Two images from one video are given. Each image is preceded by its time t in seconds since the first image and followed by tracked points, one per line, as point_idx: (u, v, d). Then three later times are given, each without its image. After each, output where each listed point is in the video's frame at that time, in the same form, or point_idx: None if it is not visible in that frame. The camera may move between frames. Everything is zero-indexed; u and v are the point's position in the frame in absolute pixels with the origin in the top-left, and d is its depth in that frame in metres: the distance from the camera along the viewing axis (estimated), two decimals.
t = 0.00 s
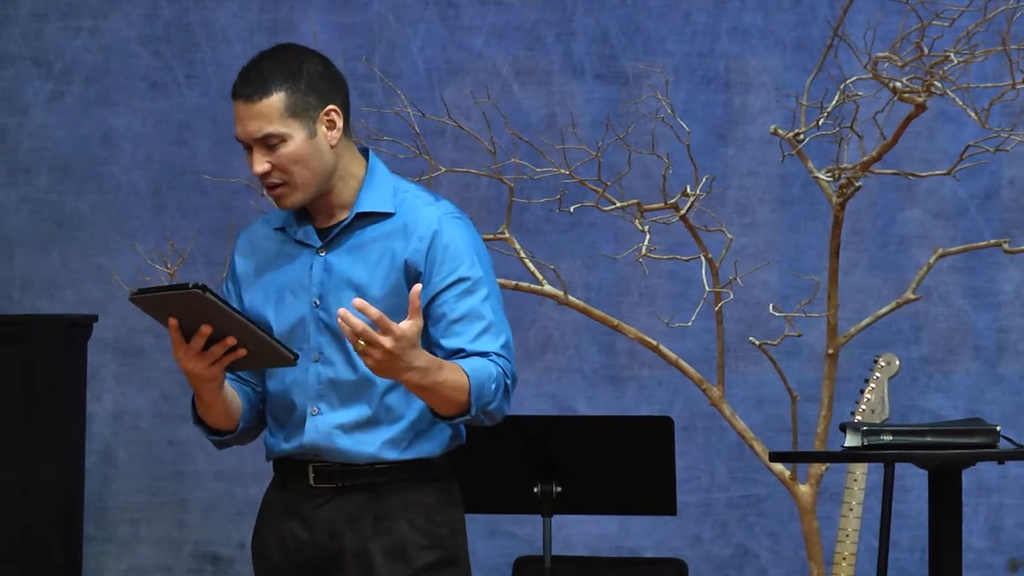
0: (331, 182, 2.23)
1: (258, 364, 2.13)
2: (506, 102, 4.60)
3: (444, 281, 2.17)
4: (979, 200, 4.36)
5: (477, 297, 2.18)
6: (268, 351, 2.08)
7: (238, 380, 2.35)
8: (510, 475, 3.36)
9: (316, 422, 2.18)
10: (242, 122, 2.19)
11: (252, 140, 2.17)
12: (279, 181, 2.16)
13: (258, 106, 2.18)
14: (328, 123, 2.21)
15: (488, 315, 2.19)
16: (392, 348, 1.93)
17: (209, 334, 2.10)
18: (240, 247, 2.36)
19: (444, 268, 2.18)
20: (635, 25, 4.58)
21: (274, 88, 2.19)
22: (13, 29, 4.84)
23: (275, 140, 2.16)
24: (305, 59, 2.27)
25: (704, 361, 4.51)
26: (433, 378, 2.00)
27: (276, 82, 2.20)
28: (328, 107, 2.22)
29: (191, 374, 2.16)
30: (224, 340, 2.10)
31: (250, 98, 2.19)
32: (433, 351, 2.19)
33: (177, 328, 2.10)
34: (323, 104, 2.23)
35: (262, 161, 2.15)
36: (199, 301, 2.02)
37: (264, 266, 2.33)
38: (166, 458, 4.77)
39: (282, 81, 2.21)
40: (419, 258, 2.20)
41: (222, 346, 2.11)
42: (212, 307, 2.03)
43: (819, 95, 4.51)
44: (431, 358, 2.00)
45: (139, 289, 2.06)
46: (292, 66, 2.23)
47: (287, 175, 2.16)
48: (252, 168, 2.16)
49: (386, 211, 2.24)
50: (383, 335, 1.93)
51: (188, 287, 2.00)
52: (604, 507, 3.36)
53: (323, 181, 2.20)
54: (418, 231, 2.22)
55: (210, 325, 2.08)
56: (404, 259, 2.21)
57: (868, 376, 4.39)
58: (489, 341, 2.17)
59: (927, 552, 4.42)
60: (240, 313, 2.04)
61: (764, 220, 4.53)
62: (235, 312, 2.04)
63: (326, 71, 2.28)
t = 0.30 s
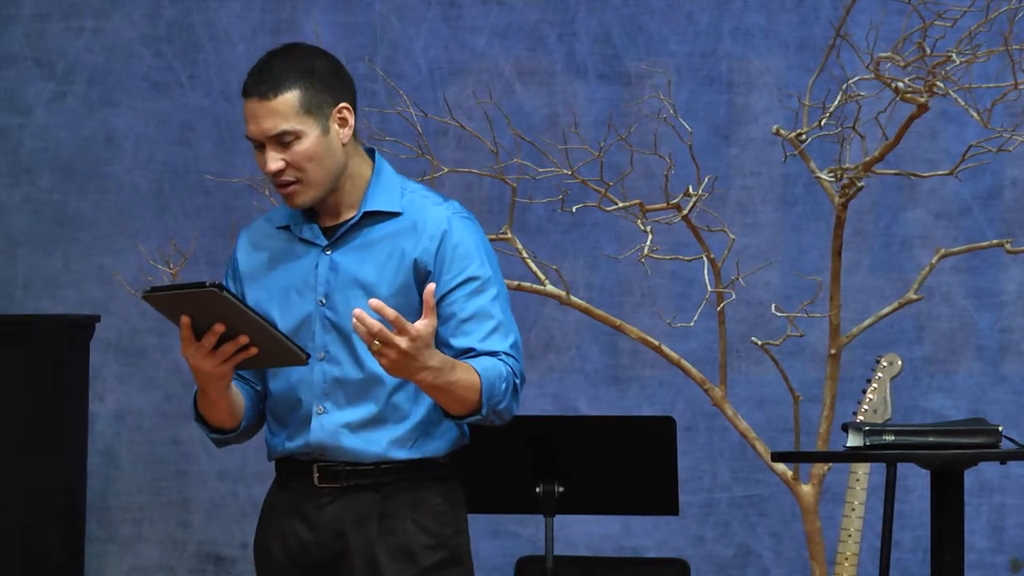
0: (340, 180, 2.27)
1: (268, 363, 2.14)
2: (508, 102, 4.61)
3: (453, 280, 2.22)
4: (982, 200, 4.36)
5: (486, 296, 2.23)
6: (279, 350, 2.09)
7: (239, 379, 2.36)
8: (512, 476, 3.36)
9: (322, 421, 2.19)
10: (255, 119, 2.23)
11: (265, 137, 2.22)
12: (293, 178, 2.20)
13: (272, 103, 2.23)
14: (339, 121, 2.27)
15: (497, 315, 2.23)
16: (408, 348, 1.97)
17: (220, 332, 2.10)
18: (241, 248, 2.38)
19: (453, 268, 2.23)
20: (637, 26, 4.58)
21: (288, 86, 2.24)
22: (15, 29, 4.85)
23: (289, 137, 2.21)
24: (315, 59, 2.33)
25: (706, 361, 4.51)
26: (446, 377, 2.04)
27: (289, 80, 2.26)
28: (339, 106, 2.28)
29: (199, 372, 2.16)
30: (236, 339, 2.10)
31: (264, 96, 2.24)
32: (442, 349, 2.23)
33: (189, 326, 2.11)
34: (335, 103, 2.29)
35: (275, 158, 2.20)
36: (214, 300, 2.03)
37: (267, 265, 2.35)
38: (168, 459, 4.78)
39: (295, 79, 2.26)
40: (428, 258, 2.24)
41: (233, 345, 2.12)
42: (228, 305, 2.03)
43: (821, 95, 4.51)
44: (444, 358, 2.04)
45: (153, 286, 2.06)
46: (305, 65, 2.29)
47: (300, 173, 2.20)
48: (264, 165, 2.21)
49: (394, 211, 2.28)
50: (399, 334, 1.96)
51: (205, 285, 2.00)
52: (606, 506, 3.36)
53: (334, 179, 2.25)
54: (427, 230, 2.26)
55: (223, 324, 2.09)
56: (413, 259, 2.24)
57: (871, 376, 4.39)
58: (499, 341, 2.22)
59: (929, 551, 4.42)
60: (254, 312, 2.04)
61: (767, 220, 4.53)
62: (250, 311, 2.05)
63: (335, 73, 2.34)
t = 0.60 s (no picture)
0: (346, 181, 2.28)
1: (274, 363, 2.14)
2: (509, 102, 4.61)
3: (459, 281, 2.22)
4: (982, 200, 4.36)
5: (492, 298, 2.23)
6: (284, 349, 2.09)
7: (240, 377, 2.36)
8: (514, 475, 3.37)
9: (326, 419, 2.19)
10: (264, 117, 2.24)
11: (274, 135, 2.23)
12: (300, 177, 2.21)
13: (282, 102, 2.24)
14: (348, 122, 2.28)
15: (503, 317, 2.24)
16: (416, 346, 1.98)
17: (228, 332, 2.11)
18: (245, 245, 2.39)
19: (460, 269, 2.23)
20: (638, 26, 4.58)
21: (299, 85, 2.26)
22: (15, 29, 4.85)
23: (298, 136, 2.22)
24: (326, 59, 2.34)
25: (706, 361, 4.52)
26: (454, 376, 2.05)
27: (300, 79, 2.27)
28: (349, 107, 2.30)
29: (205, 371, 2.16)
30: (243, 338, 2.11)
31: (274, 94, 2.25)
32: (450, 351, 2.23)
33: (196, 324, 2.11)
34: (345, 104, 2.30)
35: (284, 157, 2.21)
36: (224, 298, 2.03)
37: (271, 264, 2.35)
38: (169, 459, 4.78)
39: (305, 78, 2.28)
40: (435, 258, 2.25)
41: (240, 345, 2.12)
42: (238, 304, 2.03)
43: (822, 95, 4.52)
44: (452, 357, 2.04)
45: (161, 284, 2.07)
46: (315, 65, 2.31)
47: (307, 172, 2.21)
48: (272, 163, 2.22)
49: (400, 211, 2.29)
50: (408, 332, 1.97)
51: (215, 284, 2.00)
52: (607, 506, 3.37)
53: (340, 180, 2.26)
54: (434, 231, 2.27)
55: (231, 323, 2.09)
56: (420, 259, 2.25)
57: (871, 376, 4.39)
58: (504, 343, 2.22)
59: (930, 551, 4.43)
60: (263, 311, 2.05)
61: (767, 220, 4.53)
62: (260, 311, 2.05)
63: (345, 74, 2.36)
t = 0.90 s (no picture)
0: (348, 181, 2.28)
1: (281, 361, 2.14)
2: (508, 102, 4.61)
3: (464, 282, 2.23)
4: (981, 200, 4.36)
5: (497, 299, 2.24)
6: (293, 346, 2.08)
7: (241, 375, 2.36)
8: (513, 475, 3.36)
9: (329, 418, 2.19)
10: (269, 115, 2.25)
11: (277, 133, 2.23)
12: (302, 175, 2.21)
13: (287, 101, 2.25)
14: (352, 121, 2.29)
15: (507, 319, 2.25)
16: (421, 348, 1.98)
17: (236, 330, 2.10)
18: (247, 243, 2.38)
19: (464, 270, 2.24)
20: (637, 26, 4.58)
21: (304, 84, 2.26)
22: (14, 29, 4.85)
23: (302, 134, 2.22)
24: (331, 59, 2.35)
25: (705, 361, 4.52)
26: (460, 377, 2.05)
27: (306, 79, 2.28)
28: (354, 107, 2.30)
29: (211, 369, 2.16)
30: (252, 336, 2.10)
31: (279, 93, 2.25)
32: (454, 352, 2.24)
33: (204, 323, 2.10)
34: (349, 104, 2.30)
35: (287, 155, 2.21)
36: (235, 297, 2.02)
37: (274, 261, 2.35)
38: (168, 459, 4.78)
39: (310, 78, 2.28)
40: (439, 259, 2.25)
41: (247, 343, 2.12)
42: (249, 303, 2.03)
43: (821, 95, 4.52)
44: (457, 358, 2.04)
45: (170, 283, 2.05)
46: (321, 65, 2.31)
47: (309, 171, 2.21)
48: (275, 161, 2.22)
49: (405, 212, 2.29)
50: (413, 333, 1.97)
51: (227, 282, 2.00)
52: (606, 506, 3.36)
53: (342, 179, 2.26)
54: (438, 231, 2.27)
55: (240, 322, 2.09)
56: (425, 259, 2.25)
57: (871, 376, 4.39)
58: (508, 345, 2.23)
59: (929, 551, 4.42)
60: (272, 308, 2.04)
61: (766, 220, 4.53)
62: (271, 310, 2.04)
63: (351, 75, 2.36)
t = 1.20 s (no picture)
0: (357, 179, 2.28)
1: (289, 360, 2.14)
2: (506, 102, 4.60)
3: (471, 282, 2.23)
4: (980, 200, 4.36)
5: (504, 300, 2.24)
6: (301, 342, 2.08)
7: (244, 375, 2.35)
8: (511, 475, 3.36)
9: (335, 417, 2.18)
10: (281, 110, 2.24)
11: (290, 128, 2.22)
12: (315, 171, 2.21)
13: (300, 96, 2.24)
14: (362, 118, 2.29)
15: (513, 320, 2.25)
16: (435, 346, 1.98)
17: (245, 329, 2.10)
18: (251, 242, 2.37)
19: (472, 271, 2.24)
20: (636, 25, 4.58)
21: (318, 80, 2.26)
22: (13, 29, 4.84)
23: (316, 130, 2.22)
24: (342, 56, 2.35)
25: (703, 360, 4.51)
26: (472, 376, 2.05)
27: (319, 74, 2.28)
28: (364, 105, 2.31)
29: (218, 369, 2.15)
30: (261, 335, 2.10)
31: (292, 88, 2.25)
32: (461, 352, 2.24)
33: (214, 321, 2.09)
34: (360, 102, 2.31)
35: (300, 151, 2.21)
36: (247, 294, 2.02)
37: (278, 261, 2.34)
38: (167, 459, 4.77)
39: (323, 73, 2.28)
40: (446, 258, 2.25)
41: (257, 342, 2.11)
42: (260, 301, 2.03)
43: (819, 95, 4.52)
44: (469, 357, 2.05)
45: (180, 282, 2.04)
46: (333, 61, 2.32)
47: (323, 167, 2.21)
48: (288, 157, 2.22)
49: (411, 211, 2.29)
50: (428, 332, 1.98)
51: (240, 280, 1.99)
52: (604, 506, 3.36)
53: (353, 177, 2.26)
54: (445, 231, 2.27)
55: (250, 320, 2.08)
56: (431, 259, 2.25)
57: (869, 376, 4.39)
58: (515, 345, 2.23)
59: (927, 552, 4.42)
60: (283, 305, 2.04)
61: (765, 220, 4.53)
62: (282, 308, 2.04)
63: (360, 73, 2.36)
